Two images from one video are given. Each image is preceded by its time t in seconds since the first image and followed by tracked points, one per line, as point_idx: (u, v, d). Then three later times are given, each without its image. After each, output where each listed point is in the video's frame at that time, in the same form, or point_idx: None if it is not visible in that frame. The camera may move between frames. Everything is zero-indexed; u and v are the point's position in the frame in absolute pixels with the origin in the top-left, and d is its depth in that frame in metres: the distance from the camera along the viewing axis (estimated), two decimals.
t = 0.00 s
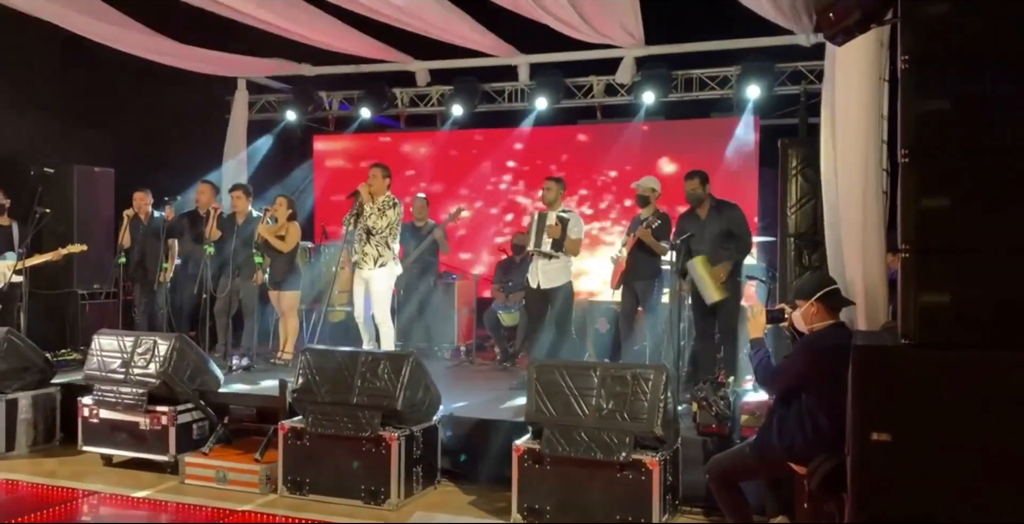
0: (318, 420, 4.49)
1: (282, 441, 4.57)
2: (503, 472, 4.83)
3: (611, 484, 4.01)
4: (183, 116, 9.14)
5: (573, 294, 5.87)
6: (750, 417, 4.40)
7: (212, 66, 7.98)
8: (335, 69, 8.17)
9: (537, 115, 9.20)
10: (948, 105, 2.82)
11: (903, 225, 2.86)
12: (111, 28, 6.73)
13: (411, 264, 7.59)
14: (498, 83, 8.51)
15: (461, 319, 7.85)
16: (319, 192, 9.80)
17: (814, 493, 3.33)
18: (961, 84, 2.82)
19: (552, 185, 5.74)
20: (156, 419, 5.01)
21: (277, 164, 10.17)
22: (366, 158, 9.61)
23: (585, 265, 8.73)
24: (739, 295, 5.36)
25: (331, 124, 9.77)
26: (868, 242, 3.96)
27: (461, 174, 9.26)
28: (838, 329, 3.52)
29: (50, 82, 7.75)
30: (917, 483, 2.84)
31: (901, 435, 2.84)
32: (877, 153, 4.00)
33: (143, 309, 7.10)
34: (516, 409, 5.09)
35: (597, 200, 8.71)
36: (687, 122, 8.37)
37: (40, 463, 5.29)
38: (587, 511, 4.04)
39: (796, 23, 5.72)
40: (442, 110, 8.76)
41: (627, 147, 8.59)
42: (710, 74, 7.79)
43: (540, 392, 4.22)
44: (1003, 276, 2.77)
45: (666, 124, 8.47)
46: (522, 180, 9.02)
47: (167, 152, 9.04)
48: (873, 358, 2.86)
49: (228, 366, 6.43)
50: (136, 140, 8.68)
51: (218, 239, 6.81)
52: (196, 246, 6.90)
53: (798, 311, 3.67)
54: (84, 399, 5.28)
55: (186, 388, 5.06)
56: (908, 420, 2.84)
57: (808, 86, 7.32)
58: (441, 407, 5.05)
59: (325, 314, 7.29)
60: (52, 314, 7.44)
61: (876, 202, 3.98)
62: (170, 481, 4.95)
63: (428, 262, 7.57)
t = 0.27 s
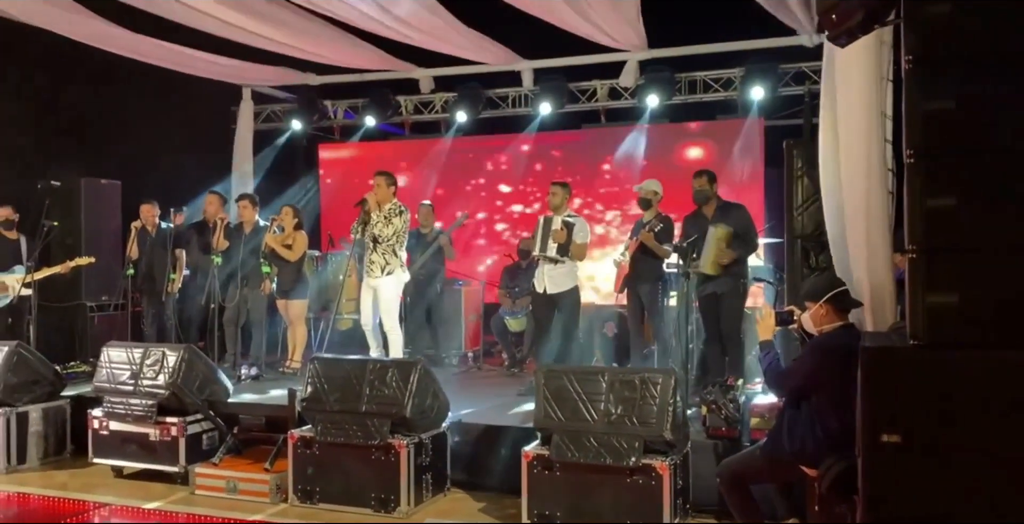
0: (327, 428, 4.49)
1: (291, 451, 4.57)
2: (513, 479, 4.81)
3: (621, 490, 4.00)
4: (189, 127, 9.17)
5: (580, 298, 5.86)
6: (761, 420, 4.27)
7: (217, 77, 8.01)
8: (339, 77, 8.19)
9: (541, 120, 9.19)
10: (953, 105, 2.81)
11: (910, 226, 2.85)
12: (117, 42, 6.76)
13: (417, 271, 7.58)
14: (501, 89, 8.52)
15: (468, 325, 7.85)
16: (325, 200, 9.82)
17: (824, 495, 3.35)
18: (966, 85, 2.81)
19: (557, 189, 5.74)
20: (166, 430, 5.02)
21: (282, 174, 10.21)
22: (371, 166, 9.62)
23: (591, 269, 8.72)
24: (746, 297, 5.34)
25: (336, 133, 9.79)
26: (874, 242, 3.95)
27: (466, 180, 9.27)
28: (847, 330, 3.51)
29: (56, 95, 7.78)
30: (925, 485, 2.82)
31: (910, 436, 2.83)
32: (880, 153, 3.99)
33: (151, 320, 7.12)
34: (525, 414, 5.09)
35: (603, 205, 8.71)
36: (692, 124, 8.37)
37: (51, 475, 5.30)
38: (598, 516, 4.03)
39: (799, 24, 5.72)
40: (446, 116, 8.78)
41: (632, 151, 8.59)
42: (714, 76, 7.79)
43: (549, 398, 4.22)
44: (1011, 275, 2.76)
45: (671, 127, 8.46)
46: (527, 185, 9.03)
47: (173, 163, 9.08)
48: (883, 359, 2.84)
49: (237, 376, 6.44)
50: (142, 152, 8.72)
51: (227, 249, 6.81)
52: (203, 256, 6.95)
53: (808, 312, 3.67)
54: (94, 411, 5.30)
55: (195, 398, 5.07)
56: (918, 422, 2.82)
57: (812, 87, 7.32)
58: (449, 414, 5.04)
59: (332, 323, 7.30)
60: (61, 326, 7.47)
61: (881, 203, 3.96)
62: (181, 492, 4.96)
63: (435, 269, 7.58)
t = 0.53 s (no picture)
0: (332, 440, 4.48)
1: (298, 463, 4.57)
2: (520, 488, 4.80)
3: (629, 497, 3.98)
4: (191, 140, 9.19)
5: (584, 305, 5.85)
6: (768, 424, 4.27)
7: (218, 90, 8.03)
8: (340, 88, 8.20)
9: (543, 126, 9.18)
10: (953, 106, 2.80)
11: (912, 227, 2.84)
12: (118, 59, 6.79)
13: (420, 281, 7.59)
14: (502, 97, 8.52)
15: (472, 333, 7.83)
16: (328, 211, 9.84)
17: (832, 499, 3.35)
18: (966, 85, 2.80)
19: (560, 196, 5.72)
20: (172, 444, 5.02)
21: (285, 185, 10.23)
22: (374, 176, 9.64)
23: (594, 274, 8.73)
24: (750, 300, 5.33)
25: (338, 143, 9.81)
26: (877, 245, 3.95)
27: (469, 188, 9.28)
28: (853, 333, 3.49)
29: (59, 112, 7.81)
30: (934, 488, 2.81)
31: (917, 438, 2.82)
32: (881, 154, 3.99)
33: (156, 333, 7.12)
34: (531, 422, 5.09)
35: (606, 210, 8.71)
36: (694, 128, 8.37)
37: (58, 491, 5.30)
38: None
39: (799, 27, 5.71)
40: (448, 125, 8.78)
41: (634, 156, 8.60)
42: (714, 80, 7.80)
43: (554, 405, 4.21)
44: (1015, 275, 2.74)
45: (673, 131, 8.46)
46: (530, 192, 9.03)
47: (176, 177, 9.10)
48: (887, 362, 2.83)
49: (242, 388, 6.44)
50: (145, 167, 8.74)
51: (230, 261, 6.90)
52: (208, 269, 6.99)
53: (813, 316, 3.66)
54: (101, 426, 5.30)
55: (201, 412, 5.07)
56: (924, 423, 2.81)
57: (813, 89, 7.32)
58: (456, 423, 5.04)
59: (337, 333, 7.30)
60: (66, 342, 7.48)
61: (883, 204, 3.97)
62: (188, 506, 4.96)
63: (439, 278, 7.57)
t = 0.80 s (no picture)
0: (332, 450, 4.46)
1: (298, 474, 4.54)
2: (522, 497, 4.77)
3: (632, 505, 3.97)
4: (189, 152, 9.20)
5: (583, 312, 5.84)
6: (769, 429, 4.28)
7: (215, 102, 8.05)
8: (337, 97, 8.20)
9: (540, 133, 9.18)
10: (949, 108, 2.80)
11: (910, 231, 2.84)
12: (116, 73, 6.81)
13: (419, 289, 7.58)
14: (499, 104, 8.53)
15: (472, 341, 7.72)
16: (326, 221, 9.83)
17: (835, 505, 3.39)
18: (963, 88, 2.79)
19: (559, 203, 5.72)
20: (172, 456, 5.00)
21: (283, 195, 10.24)
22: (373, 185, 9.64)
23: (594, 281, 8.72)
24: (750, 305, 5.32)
25: (336, 153, 9.81)
26: (877, 251, 3.95)
27: (468, 196, 9.28)
28: (853, 338, 3.49)
29: (57, 125, 7.82)
30: (937, 493, 2.80)
31: (919, 443, 2.81)
32: (879, 158, 3.99)
33: (156, 345, 7.11)
34: (533, 431, 5.07)
35: (605, 216, 8.70)
36: (691, 133, 8.37)
37: (59, 505, 5.28)
38: None
39: (795, 31, 5.72)
40: (445, 133, 8.79)
41: (632, 162, 8.60)
42: (711, 85, 7.81)
43: (556, 413, 4.20)
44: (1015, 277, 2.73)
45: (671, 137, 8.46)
46: (529, 199, 9.02)
47: (174, 188, 9.10)
48: (888, 365, 2.83)
49: (242, 399, 6.42)
50: (143, 178, 8.74)
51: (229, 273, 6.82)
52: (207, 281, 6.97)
53: (813, 321, 3.64)
54: (100, 439, 5.28)
55: (201, 424, 5.05)
56: (925, 427, 2.80)
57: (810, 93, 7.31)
58: (456, 432, 5.02)
59: (337, 343, 7.29)
60: (66, 355, 7.47)
61: (883, 208, 3.96)
62: (189, 519, 4.94)
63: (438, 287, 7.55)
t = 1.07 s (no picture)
0: (325, 458, 4.45)
1: (291, 483, 4.52)
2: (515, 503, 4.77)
3: (626, 510, 3.96)
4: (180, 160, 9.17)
5: (575, 318, 5.84)
6: (762, 434, 4.24)
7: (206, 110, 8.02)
8: (329, 105, 8.19)
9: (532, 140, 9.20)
10: (938, 114, 2.81)
11: (900, 237, 2.84)
12: (105, 82, 6.78)
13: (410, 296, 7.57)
14: (491, 111, 8.54)
15: (466, 347, 7.84)
16: (318, 228, 9.83)
17: (827, 510, 3.36)
18: (951, 95, 2.81)
19: (551, 210, 5.72)
20: (164, 466, 4.96)
21: (275, 203, 10.22)
22: (364, 192, 9.63)
23: (587, 287, 8.73)
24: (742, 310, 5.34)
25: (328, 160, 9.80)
26: (869, 258, 3.97)
27: (460, 203, 9.29)
28: (845, 343, 3.50)
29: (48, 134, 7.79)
30: (928, 497, 2.81)
31: (911, 448, 2.82)
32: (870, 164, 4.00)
33: (147, 354, 7.07)
34: (526, 437, 5.08)
35: (596, 223, 8.72)
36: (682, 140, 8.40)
37: (50, 515, 5.25)
38: None
39: (784, 38, 5.75)
40: (437, 140, 8.79)
41: (624, 168, 8.62)
42: (702, 91, 7.81)
43: (548, 420, 4.20)
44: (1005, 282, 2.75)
45: (662, 143, 8.49)
46: (521, 206, 9.03)
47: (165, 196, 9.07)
48: (878, 371, 2.84)
49: (235, 408, 6.40)
50: (134, 187, 8.71)
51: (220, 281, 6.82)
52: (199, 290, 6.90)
53: (804, 326, 3.65)
54: (91, 449, 5.25)
55: (193, 433, 5.03)
56: (917, 432, 2.81)
57: (800, 98, 7.33)
58: (449, 439, 5.02)
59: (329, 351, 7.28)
60: (56, 365, 7.42)
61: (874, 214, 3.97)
62: None
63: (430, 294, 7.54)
